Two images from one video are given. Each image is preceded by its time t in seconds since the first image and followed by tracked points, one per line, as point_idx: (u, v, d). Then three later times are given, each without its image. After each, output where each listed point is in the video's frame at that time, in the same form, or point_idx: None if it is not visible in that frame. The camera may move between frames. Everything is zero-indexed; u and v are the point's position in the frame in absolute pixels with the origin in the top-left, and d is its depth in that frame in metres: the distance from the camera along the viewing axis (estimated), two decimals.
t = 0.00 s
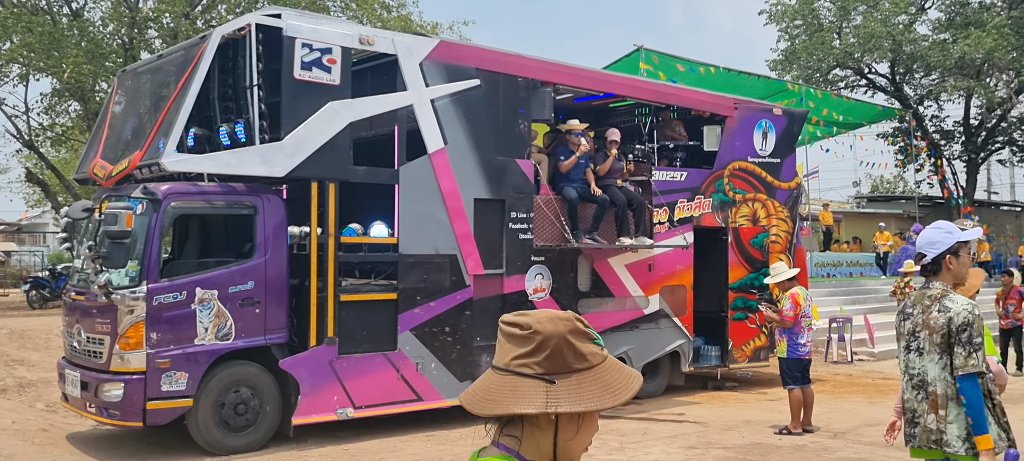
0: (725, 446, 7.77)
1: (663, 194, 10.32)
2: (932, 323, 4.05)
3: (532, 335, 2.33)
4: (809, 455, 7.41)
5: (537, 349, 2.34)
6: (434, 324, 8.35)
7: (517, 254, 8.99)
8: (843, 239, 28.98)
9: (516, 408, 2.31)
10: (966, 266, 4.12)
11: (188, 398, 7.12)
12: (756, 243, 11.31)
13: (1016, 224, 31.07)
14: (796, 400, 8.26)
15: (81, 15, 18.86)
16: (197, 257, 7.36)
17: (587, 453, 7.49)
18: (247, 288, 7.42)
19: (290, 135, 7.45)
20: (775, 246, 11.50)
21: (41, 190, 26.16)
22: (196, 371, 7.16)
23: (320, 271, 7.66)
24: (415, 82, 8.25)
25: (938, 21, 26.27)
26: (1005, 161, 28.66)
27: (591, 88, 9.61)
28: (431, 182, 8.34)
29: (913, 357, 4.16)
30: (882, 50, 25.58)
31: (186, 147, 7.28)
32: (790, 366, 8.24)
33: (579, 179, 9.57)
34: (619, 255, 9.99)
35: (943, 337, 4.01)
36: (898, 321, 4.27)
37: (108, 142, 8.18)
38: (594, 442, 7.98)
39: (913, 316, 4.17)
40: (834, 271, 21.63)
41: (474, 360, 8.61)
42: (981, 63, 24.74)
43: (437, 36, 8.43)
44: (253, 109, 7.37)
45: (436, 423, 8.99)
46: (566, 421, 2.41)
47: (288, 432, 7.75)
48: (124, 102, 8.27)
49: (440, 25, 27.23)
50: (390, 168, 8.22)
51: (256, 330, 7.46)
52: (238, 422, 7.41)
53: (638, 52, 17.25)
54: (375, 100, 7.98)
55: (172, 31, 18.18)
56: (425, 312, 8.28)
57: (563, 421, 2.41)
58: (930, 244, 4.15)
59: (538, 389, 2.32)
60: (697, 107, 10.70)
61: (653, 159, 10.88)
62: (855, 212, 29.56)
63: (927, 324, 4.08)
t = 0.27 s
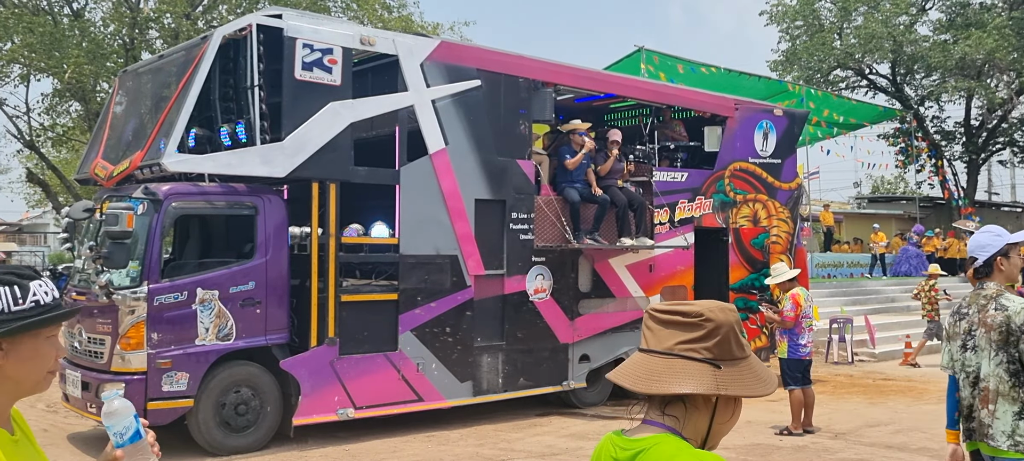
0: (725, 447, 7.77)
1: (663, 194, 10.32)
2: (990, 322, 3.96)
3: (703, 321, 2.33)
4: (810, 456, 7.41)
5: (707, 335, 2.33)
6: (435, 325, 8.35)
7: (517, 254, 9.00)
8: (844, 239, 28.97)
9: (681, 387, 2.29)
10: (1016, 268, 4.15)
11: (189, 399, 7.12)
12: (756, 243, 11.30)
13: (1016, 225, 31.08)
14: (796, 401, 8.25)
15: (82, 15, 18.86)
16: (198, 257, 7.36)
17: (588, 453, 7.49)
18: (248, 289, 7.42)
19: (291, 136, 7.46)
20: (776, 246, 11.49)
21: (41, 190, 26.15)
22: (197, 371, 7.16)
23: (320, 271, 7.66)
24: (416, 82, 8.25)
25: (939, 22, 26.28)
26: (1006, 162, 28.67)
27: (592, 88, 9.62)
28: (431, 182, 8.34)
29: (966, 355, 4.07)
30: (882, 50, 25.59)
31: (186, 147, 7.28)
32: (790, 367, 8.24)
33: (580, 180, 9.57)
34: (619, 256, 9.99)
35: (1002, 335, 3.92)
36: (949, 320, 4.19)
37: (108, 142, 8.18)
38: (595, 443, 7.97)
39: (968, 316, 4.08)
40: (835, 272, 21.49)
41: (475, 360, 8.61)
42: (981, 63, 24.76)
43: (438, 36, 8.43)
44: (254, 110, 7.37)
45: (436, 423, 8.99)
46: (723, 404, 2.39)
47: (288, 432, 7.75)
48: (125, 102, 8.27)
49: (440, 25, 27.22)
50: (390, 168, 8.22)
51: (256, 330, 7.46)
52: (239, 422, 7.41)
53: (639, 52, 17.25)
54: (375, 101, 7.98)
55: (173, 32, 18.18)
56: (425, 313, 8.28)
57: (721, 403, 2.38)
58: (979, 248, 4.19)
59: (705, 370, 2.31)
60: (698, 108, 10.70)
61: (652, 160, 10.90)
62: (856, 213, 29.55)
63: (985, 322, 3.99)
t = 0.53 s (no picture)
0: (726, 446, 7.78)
1: (664, 195, 10.34)
2: None
3: (834, 322, 2.36)
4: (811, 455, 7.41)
5: (837, 335, 2.35)
6: (437, 325, 8.36)
7: (518, 255, 9.02)
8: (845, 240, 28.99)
9: (805, 376, 2.29)
10: None
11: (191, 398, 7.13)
12: (756, 244, 11.32)
13: (1016, 225, 31.11)
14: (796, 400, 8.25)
15: (85, 16, 18.89)
16: (200, 257, 7.45)
17: (589, 453, 7.51)
18: (250, 289, 7.42)
19: (293, 136, 7.48)
20: (777, 247, 11.49)
21: (43, 191, 26.19)
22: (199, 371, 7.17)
23: (322, 271, 7.67)
24: (418, 83, 8.27)
25: (939, 23, 26.32)
26: (1006, 162, 28.69)
27: (593, 89, 9.64)
28: (433, 183, 8.35)
29: None
30: (883, 51, 25.60)
31: (189, 148, 7.30)
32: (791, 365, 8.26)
33: (582, 180, 9.58)
34: (620, 256, 10.00)
35: None
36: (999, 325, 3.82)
37: (111, 142, 8.21)
38: (595, 442, 7.98)
39: None
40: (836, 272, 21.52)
41: (476, 360, 8.63)
42: (981, 65, 24.80)
43: (440, 37, 8.46)
44: (256, 110, 7.39)
45: (438, 423, 9.01)
46: (844, 402, 2.37)
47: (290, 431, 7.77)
48: (128, 103, 8.29)
49: (442, 26, 27.24)
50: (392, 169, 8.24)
51: (259, 330, 7.46)
52: (241, 422, 7.42)
53: (640, 53, 17.28)
54: (377, 101, 8.00)
55: (175, 33, 18.22)
56: (427, 312, 8.30)
57: (841, 402, 2.37)
58: None
59: (832, 367, 2.31)
60: (699, 109, 10.73)
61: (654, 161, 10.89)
62: (856, 214, 29.57)
63: None
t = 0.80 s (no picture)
0: (727, 448, 7.77)
1: (665, 196, 10.32)
2: None
3: (949, 324, 2.52)
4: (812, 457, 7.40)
5: (951, 335, 2.49)
6: (437, 326, 8.35)
7: (519, 256, 9.00)
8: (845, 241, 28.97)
9: (915, 368, 2.44)
10: None
11: (190, 400, 7.13)
12: (757, 245, 11.30)
13: (1018, 226, 31.09)
14: (798, 402, 8.21)
15: (85, 17, 18.89)
16: (200, 257, 7.44)
17: (589, 454, 7.49)
18: (249, 290, 7.41)
19: (293, 137, 7.47)
20: (778, 248, 11.47)
21: (43, 191, 26.18)
22: (199, 372, 7.16)
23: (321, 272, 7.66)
24: (418, 84, 8.26)
25: (941, 24, 26.29)
26: (1007, 163, 28.67)
27: (594, 90, 9.63)
28: (433, 184, 8.34)
29: None
30: (884, 52, 25.57)
31: (188, 148, 7.29)
32: (791, 369, 8.23)
33: (582, 181, 9.57)
34: (620, 256, 9.98)
35: None
36: None
37: (111, 143, 8.19)
38: (596, 444, 7.97)
39: None
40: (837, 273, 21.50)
41: (476, 361, 8.62)
42: (983, 65, 24.79)
43: (441, 38, 8.45)
44: (256, 111, 7.38)
45: (438, 424, 9.00)
46: (953, 399, 2.50)
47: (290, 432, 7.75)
48: (127, 103, 8.29)
49: (442, 27, 27.24)
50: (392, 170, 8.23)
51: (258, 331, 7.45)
52: (241, 423, 7.41)
53: (641, 54, 17.26)
54: (377, 102, 7.99)
55: (175, 33, 18.22)
56: (427, 314, 8.28)
57: (950, 398, 2.50)
58: None
59: (945, 363, 2.44)
60: (700, 109, 10.71)
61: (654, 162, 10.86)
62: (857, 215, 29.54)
63: None
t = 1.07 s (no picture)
0: (728, 450, 7.77)
1: (666, 197, 10.32)
2: None
3: None
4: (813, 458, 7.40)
5: None
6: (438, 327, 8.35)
7: (520, 257, 9.00)
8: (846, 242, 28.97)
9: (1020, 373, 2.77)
10: None
11: (191, 401, 7.12)
12: (758, 246, 11.29)
13: (1018, 228, 31.08)
14: (799, 405, 8.19)
15: (86, 18, 18.91)
16: (201, 258, 7.42)
17: (590, 456, 7.49)
18: (250, 291, 7.42)
19: (294, 138, 7.47)
20: (779, 249, 11.47)
21: (44, 191, 26.19)
22: (199, 373, 7.16)
23: (322, 273, 7.66)
24: (419, 86, 8.27)
25: (942, 25, 26.29)
26: (1008, 165, 28.67)
27: (595, 91, 9.63)
28: (434, 185, 8.35)
29: None
30: (885, 54, 25.55)
31: (189, 149, 7.29)
32: (791, 370, 8.22)
33: (583, 182, 9.58)
34: (621, 258, 9.98)
35: None
36: None
37: (112, 144, 8.19)
38: (596, 445, 7.97)
39: None
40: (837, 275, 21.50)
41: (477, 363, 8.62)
42: (983, 67, 24.82)
43: (442, 39, 8.45)
44: (257, 112, 7.38)
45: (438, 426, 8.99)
46: None
47: (290, 434, 7.74)
48: (129, 105, 8.30)
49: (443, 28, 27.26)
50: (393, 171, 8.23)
51: (258, 332, 7.46)
52: (241, 425, 7.41)
53: (641, 55, 17.25)
54: (378, 103, 7.99)
55: (176, 34, 18.24)
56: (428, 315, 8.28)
57: None
58: None
59: None
60: (701, 111, 10.71)
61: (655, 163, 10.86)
62: (858, 216, 29.53)
63: None
